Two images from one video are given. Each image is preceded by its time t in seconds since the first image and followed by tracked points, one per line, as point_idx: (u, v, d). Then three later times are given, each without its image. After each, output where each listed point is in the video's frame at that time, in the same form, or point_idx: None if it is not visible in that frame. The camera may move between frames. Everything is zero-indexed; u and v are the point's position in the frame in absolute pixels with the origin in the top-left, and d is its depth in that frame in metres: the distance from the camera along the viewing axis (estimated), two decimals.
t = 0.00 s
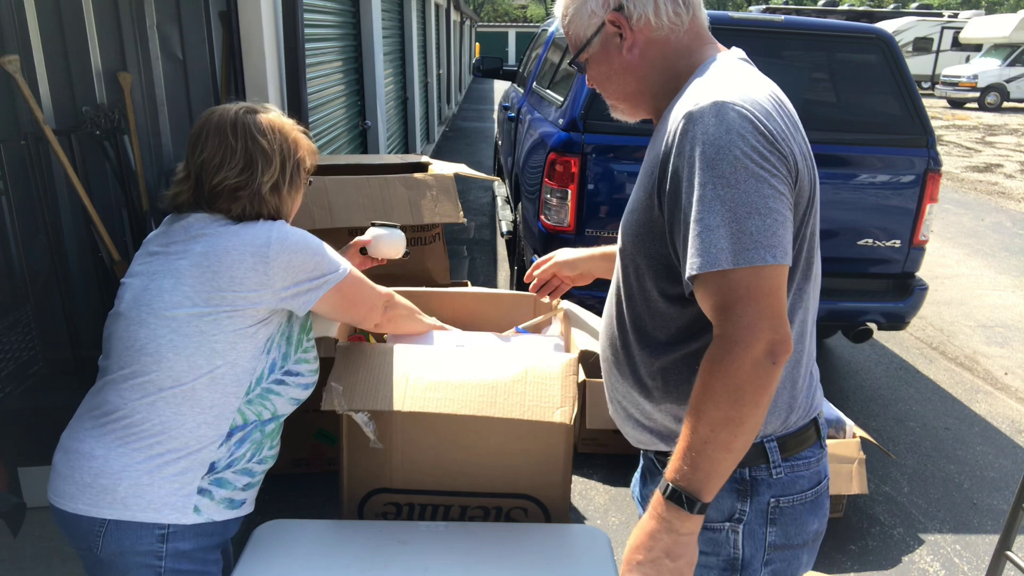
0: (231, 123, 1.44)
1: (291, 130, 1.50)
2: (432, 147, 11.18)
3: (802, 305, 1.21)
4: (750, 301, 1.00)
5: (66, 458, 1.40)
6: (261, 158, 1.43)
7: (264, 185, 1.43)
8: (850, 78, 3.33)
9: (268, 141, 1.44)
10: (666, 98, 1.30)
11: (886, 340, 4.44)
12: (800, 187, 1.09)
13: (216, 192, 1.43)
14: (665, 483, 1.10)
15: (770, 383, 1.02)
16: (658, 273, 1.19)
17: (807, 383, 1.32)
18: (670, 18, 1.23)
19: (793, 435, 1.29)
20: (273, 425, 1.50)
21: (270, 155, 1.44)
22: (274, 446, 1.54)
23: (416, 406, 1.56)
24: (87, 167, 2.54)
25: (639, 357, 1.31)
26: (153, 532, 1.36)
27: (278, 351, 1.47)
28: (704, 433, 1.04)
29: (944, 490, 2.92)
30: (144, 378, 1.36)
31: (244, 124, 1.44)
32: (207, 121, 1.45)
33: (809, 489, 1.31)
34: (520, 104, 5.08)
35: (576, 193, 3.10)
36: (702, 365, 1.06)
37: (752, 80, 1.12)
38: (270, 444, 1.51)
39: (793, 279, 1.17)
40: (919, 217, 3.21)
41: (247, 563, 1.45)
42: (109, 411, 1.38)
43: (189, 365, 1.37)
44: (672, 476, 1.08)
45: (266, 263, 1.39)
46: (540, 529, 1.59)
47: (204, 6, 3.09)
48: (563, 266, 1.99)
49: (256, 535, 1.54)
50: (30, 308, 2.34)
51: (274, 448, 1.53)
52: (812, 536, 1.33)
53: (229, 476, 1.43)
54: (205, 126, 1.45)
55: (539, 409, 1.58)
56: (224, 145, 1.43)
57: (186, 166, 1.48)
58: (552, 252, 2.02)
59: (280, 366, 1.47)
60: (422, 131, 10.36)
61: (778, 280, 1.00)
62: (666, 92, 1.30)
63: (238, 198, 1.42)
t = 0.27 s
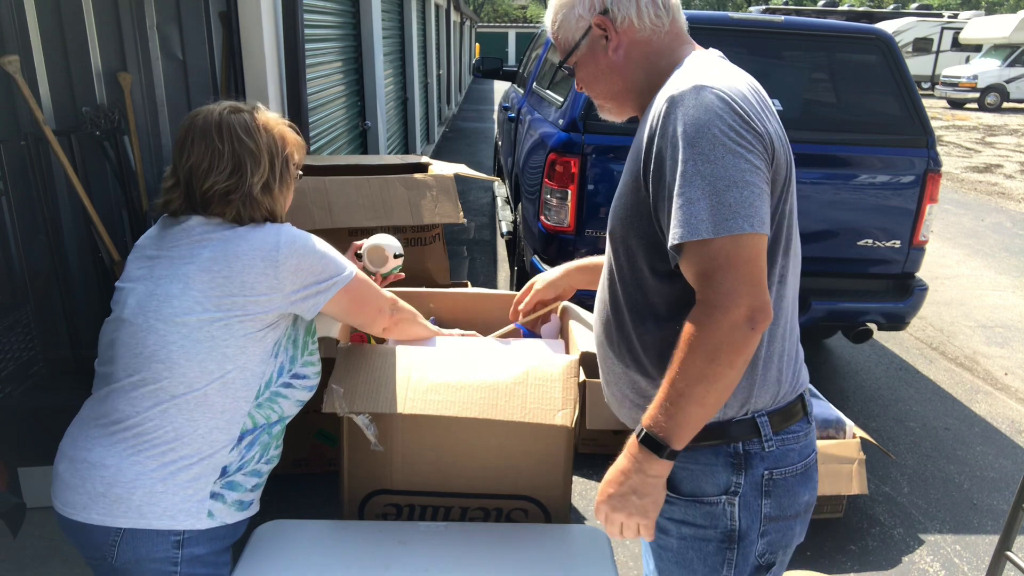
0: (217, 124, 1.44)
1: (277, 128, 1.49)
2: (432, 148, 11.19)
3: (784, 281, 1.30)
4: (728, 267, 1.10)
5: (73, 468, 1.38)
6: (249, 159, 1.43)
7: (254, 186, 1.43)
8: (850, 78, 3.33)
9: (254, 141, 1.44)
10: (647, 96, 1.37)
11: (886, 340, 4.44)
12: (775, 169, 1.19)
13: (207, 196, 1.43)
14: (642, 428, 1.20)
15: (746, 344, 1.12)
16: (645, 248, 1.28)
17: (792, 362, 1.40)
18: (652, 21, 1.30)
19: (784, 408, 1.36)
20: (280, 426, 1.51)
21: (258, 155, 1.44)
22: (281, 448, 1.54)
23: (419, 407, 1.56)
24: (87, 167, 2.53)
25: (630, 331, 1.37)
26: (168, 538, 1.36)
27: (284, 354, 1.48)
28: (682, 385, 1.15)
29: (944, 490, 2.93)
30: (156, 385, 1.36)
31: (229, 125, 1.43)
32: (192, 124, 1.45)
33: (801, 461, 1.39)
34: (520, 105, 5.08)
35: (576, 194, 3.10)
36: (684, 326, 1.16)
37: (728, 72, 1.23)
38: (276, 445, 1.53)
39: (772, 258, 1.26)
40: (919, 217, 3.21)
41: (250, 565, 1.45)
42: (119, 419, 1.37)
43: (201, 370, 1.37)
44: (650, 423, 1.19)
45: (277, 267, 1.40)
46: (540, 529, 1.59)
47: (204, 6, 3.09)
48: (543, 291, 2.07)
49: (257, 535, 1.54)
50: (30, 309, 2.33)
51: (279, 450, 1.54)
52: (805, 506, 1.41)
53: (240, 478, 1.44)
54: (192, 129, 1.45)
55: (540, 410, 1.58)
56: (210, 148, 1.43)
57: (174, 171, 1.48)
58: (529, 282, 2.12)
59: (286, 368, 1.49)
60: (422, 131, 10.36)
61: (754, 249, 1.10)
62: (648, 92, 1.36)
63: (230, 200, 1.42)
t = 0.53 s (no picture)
0: (218, 123, 1.44)
1: (278, 128, 1.50)
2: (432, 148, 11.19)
3: (773, 268, 1.32)
4: (716, 254, 1.12)
5: (75, 472, 1.38)
6: (247, 157, 1.43)
7: (251, 184, 1.43)
8: (850, 78, 3.33)
9: (254, 139, 1.44)
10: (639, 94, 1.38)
11: (886, 340, 4.44)
12: (762, 158, 1.22)
13: (204, 193, 1.43)
14: (632, 411, 1.22)
15: (734, 329, 1.13)
16: (638, 237, 1.29)
17: (783, 349, 1.42)
18: (645, 20, 1.32)
19: (775, 395, 1.39)
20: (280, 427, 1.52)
21: (257, 155, 1.44)
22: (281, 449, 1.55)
23: (419, 408, 1.56)
24: (87, 168, 2.53)
25: (625, 321, 1.39)
26: (172, 542, 1.36)
27: (286, 357, 1.49)
28: (670, 368, 1.17)
29: (944, 490, 2.93)
30: (160, 389, 1.36)
31: (229, 123, 1.44)
32: (193, 121, 1.46)
33: (793, 447, 1.41)
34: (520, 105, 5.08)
35: (576, 194, 3.10)
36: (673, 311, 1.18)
37: (717, 65, 1.26)
38: (277, 446, 1.53)
39: (761, 247, 1.28)
40: (919, 217, 3.21)
41: (250, 565, 1.45)
42: (122, 423, 1.36)
43: (205, 374, 1.37)
44: (639, 405, 1.21)
45: (279, 270, 1.40)
46: (540, 529, 1.59)
47: (204, 6, 3.09)
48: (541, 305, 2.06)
49: (257, 535, 1.54)
50: (30, 309, 2.33)
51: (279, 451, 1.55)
52: (798, 492, 1.43)
53: (242, 480, 1.44)
54: (192, 127, 1.46)
55: (542, 412, 1.58)
56: (209, 146, 1.43)
57: (174, 168, 1.49)
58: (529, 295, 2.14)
59: (287, 371, 1.49)
60: (422, 131, 10.35)
61: (741, 235, 1.12)
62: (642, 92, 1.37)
63: (226, 196, 1.42)
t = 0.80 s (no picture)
0: (218, 120, 1.45)
1: (278, 128, 1.51)
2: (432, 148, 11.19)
3: (774, 265, 1.32)
4: (717, 249, 1.12)
5: (75, 468, 1.37)
6: (247, 153, 1.44)
7: (250, 180, 1.44)
8: (849, 78, 3.33)
9: (254, 136, 1.45)
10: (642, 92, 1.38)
11: (886, 340, 4.44)
12: (765, 154, 1.22)
13: (203, 187, 1.44)
14: (639, 409, 1.23)
15: (735, 323, 1.14)
16: (641, 234, 1.30)
17: (782, 344, 1.43)
18: (649, 20, 1.32)
19: (773, 390, 1.39)
20: (277, 424, 1.52)
21: (256, 151, 1.45)
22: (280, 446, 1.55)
23: (419, 410, 1.56)
24: (87, 168, 2.53)
25: (627, 317, 1.39)
26: (172, 537, 1.36)
27: (283, 354, 1.49)
28: (673, 363, 1.17)
29: (944, 490, 2.92)
30: (158, 385, 1.36)
31: (230, 120, 1.45)
32: (194, 117, 1.47)
33: (791, 442, 1.42)
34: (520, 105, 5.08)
35: (576, 194, 3.10)
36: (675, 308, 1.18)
37: (718, 63, 1.26)
38: (274, 443, 1.53)
39: (762, 244, 1.29)
40: (919, 217, 3.21)
41: (251, 564, 1.45)
42: (121, 418, 1.37)
43: (203, 370, 1.37)
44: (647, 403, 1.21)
45: (275, 268, 1.40)
46: (540, 529, 1.59)
47: (204, 6, 3.09)
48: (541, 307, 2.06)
49: (257, 535, 1.54)
50: (30, 309, 2.33)
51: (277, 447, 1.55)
52: (796, 486, 1.43)
53: (241, 476, 1.44)
54: (192, 124, 1.47)
55: (541, 412, 1.58)
56: (209, 142, 1.44)
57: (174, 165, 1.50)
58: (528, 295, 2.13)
59: (284, 369, 1.49)
60: (422, 131, 10.36)
61: (742, 230, 1.12)
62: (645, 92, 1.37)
63: (224, 190, 1.43)
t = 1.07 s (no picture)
0: (210, 117, 1.44)
1: (271, 125, 1.49)
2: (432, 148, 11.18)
3: (781, 267, 1.33)
4: (729, 248, 1.13)
5: (74, 463, 1.38)
6: (237, 150, 1.43)
7: (239, 178, 1.43)
8: (849, 78, 3.33)
9: (244, 134, 1.44)
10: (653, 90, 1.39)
11: (886, 340, 4.44)
12: (777, 156, 1.23)
13: (194, 185, 1.44)
14: (644, 406, 1.23)
15: (745, 323, 1.15)
16: (650, 232, 1.30)
17: (787, 346, 1.43)
18: (663, 17, 1.33)
19: (777, 391, 1.39)
20: (274, 421, 1.52)
21: (246, 148, 1.44)
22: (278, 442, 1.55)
23: (418, 407, 1.56)
24: (87, 168, 2.53)
25: (633, 314, 1.39)
26: (170, 530, 1.36)
27: (279, 353, 1.48)
28: (682, 361, 1.17)
29: (944, 490, 2.92)
30: (154, 381, 1.36)
31: (221, 118, 1.44)
32: (187, 115, 1.46)
33: (795, 442, 1.42)
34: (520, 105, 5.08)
35: (576, 193, 3.10)
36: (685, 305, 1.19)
37: (731, 63, 1.26)
38: (272, 439, 1.53)
39: (771, 244, 1.29)
40: (919, 217, 3.21)
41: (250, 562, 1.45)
42: (117, 413, 1.37)
43: (197, 368, 1.37)
44: (653, 400, 1.22)
45: (268, 270, 1.39)
46: (540, 529, 1.60)
47: (204, 6, 3.09)
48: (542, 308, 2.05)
49: (258, 535, 1.54)
50: (30, 309, 2.33)
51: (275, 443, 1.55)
52: (799, 486, 1.44)
53: (238, 471, 1.44)
54: (186, 121, 1.47)
55: (541, 409, 1.58)
56: (200, 139, 1.44)
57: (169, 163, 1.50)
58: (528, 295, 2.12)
59: (281, 368, 1.48)
60: (422, 131, 10.35)
61: (755, 230, 1.13)
62: (656, 87, 1.38)
63: (214, 188, 1.42)
